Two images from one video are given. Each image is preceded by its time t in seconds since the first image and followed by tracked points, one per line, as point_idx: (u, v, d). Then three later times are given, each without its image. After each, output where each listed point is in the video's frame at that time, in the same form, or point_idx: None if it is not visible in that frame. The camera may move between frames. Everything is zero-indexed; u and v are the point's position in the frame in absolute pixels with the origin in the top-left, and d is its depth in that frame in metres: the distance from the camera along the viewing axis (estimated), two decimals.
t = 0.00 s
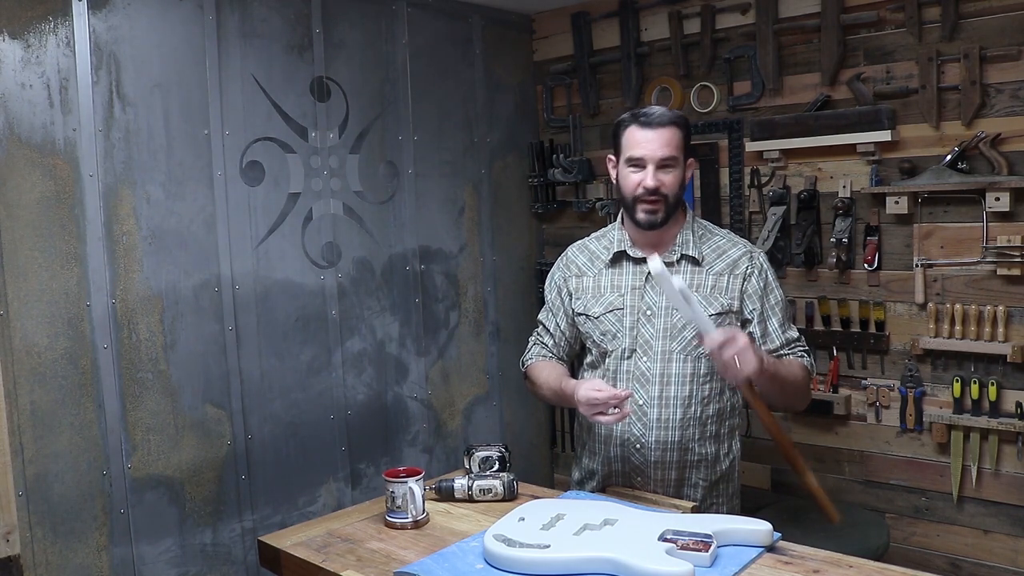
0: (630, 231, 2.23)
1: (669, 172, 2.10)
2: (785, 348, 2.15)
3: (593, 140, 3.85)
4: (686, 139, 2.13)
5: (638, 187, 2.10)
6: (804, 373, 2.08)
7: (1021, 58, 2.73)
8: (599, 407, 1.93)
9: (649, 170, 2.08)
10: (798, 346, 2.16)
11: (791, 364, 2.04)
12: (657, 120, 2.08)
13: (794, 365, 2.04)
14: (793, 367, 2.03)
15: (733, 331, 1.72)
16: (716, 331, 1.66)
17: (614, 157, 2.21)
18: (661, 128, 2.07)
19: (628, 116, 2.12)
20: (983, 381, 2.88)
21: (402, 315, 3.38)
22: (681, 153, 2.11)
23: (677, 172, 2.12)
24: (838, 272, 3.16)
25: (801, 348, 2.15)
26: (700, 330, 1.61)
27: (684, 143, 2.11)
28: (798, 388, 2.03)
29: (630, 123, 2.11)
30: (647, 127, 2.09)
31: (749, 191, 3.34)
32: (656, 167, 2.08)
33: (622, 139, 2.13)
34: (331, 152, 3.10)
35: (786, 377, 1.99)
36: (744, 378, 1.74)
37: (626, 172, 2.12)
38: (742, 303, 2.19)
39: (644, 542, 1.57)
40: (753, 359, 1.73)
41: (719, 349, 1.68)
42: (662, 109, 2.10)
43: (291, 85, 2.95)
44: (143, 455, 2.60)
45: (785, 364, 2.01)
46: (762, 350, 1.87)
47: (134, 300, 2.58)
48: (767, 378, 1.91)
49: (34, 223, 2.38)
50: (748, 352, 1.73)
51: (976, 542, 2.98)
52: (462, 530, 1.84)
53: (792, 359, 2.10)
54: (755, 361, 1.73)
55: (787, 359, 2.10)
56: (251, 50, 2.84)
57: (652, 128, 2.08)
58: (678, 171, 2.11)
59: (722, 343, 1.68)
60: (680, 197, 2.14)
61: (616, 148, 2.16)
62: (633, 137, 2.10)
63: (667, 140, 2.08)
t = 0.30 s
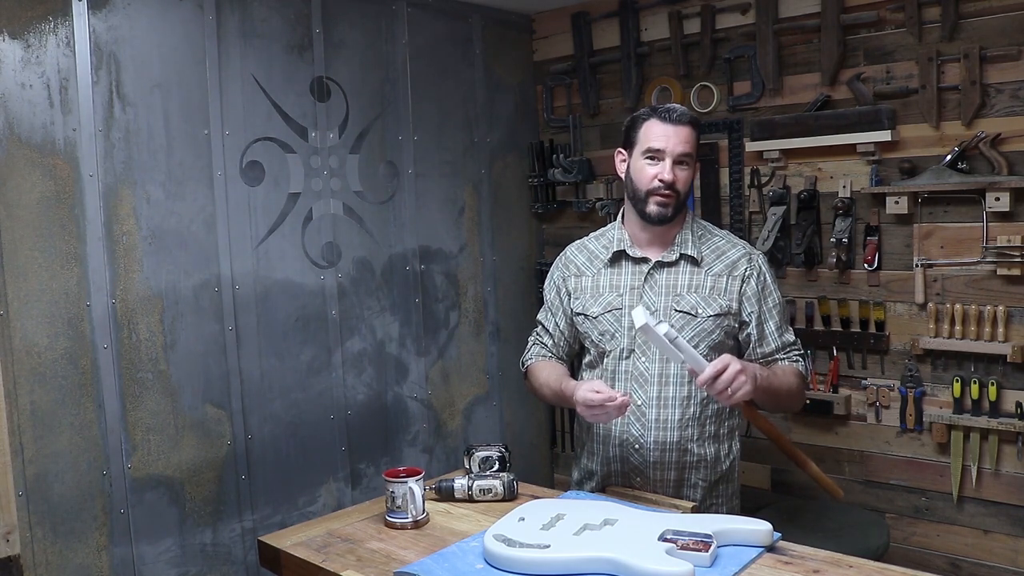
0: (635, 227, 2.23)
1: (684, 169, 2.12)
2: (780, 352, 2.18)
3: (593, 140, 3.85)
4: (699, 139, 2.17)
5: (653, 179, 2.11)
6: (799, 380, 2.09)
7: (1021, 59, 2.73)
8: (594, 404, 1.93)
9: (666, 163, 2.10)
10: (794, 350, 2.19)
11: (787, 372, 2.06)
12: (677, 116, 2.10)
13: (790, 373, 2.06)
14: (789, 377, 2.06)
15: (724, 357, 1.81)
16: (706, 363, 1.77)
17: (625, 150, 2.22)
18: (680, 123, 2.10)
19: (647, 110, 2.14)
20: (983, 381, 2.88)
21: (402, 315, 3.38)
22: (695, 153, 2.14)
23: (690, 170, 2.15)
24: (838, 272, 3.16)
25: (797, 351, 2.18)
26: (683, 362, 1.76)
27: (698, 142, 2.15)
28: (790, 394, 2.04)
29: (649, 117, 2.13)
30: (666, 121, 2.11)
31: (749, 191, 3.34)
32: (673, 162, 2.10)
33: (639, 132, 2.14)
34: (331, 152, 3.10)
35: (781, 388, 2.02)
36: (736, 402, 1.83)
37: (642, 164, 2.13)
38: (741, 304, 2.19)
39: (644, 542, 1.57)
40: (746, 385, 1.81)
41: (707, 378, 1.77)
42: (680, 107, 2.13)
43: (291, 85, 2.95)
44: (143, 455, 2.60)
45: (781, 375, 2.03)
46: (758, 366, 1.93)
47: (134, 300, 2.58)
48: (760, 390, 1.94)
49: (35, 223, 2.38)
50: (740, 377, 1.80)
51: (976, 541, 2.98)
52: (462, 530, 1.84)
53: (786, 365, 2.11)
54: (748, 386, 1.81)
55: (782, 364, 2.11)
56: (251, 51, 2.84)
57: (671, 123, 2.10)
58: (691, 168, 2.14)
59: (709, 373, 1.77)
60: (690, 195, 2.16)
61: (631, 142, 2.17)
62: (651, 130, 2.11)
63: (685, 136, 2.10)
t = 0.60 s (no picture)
0: (637, 229, 2.23)
1: (686, 172, 2.12)
2: (782, 353, 2.18)
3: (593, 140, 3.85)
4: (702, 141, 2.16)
5: (655, 183, 2.11)
6: (800, 380, 2.09)
7: (1021, 59, 2.73)
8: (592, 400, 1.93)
9: (668, 167, 2.10)
10: (795, 351, 2.19)
11: (789, 373, 2.06)
12: (679, 118, 2.10)
13: (791, 374, 2.06)
14: (791, 377, 2.06)
15: (730, 357, 1.81)
16: (712, 364, 1.75)
17: (627, 152, 2.22)
18: (682, 126, 2.09)
19: (650, 112, 2.13)
20: (983, 381, 2.88)
21: (403, 315, 3.38)
22: (697, 155, 2.14)
23: (692, 172, 2.14)
24: (838, 272, 3.16)
25: (798, 352, 2.19)
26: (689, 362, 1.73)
27: (700, 144, 2.15)
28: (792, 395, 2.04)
29: (652, 119, 2.12)
30: (668, 124, 2.10)
31: (749, 191, 3.35)
32: (675, 165, 2.10)
33: (641, 135, 2.14)
34: (331, 152, 3.10)
35: (784, 388, 2.01)
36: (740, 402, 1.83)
37: (644, 167, 2.13)
38: (743, 304, 2.20)
39: (644, 542, 1.57)
40: (750, 385, 1.82)
41: (713, 378, 1.77)
42: (683, 109, 2.13)
43: (291, 85, 2.95)
44: (143, 455, 2.60)
45: (784, 375, 2.03)
46: (761, 365, 1.94)
47: (134, 300, 2.58)
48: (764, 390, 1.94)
49: (35, 223, 2.38)
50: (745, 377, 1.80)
51: (976, 541, 2.98)
52: (462, 530, 1.84)
53: (788, 365, 2.11)
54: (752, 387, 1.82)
55: (784, 364, 2.11)
56: (251, 50, 2.84)
57: (673, 126, 2.10)
58: (694, 170, 2.14)
59: (715, 374, 1.77)
60: (693, 197, 2.16)
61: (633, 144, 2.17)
62: (653, 133, 2.11)
63: (687, 139, 2.10)
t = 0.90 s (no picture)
0: (637, 230, 2.23)
1: (684, 172, 2.11)
2: (782, 354, 2.18)
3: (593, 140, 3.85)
4: (701, 140, 2.15)
5: (653, 184, 2.11)
6: (800, 380, 2.09)
7: (1021, 58, 2.73)
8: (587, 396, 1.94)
9: (666, 168, 2.10)
10: (795, 351, 2.19)
11: (789, 373, 2.06)
12: (677, 119, 2.09)
13: (791, 374, 2.06)
14: (791, 377, 2.06)
15: (726, 356, 1.81)
16: (709, 361, 1.75)
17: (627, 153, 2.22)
18: (680, 127, 2.09)
19: (648, 113, 2.13)
20: (983, 381, 2.88)
21: (403, 315, 3.38)
22: (696, 156, 2.14)
23: (691, 173, 2.14)
24: (838, 272, 3.16)
25: (798, 353, 2.19)
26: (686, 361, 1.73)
27: (699, 144, 2.14)
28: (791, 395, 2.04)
29: (650, 120, 2.12)
30: (666, 125, 2.10)
31: (749, 191, 3.35)
32: (673, 166, 2.10)
33: (640, 136, 2.14)
34: (331, 152, 3.10)
35: (784, 388, 2.01)
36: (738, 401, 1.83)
37: (642, 168, 2.13)
38: (743, 305, 2.20)
39: (644, 542, 1.57)
40: (748, 384, 1.81)
41: (709, 377, 1.77)
42: (681, 109, 2.12)
43: (291, 85, 2.95)
44: (143, 455, 2.60)
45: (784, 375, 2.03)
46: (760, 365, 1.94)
47: (134, 300, 2.58)
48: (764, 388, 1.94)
49: (35, 223, 2.38)
50: (742, 377, 1.80)
51: (976, 541, 2.98)
52: (462, 530, 1.84)
53: (789, 365, 2.11)
54: (750, 385, 1.82)
55: (785, 364, 2.11)
56: (251, 51, 2.84)
57: (671, 127, 2.09)
58: (692, 170, 2.13)
59: (711, 372, 1.76)
60: (692, 197, 2.16)
61: (632, 146, 2.17)
62: (651, 134, 2.11)
63: (685, 140, 2.09)
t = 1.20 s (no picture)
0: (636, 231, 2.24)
1: (677, 172, 2.11)
2: (786, 350, 2.14)
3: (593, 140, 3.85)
4: (694, 139, 2.15)
5: (645, 186, 2.11)
6: (804, 374, 2.07)
7: (1021, 58, 2.73)
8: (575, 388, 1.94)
9: (657, 169, 2.09)
10: (798, 348, 2.15)
11: (793, 363, 2.03)
12: (666, 120, 2.10)
13: (796, 366, 2.04)
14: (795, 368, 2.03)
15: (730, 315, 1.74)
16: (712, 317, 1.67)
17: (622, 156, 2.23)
18: (669, 127, 2.09)
19: (638, 115, 2.14)
20: (983, 381, 2.88)
21: (403, 315, 3.38)
22: (689, 154, 2.13)
23: (685, 172, 2.13)
24: (838, 272, 3.16)
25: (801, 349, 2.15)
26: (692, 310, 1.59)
27: (691, 143, 2.13)
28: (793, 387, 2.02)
29: (640, 123, 2.13)
30: (656, 126, 2.10)
31: (749, 191, 3.35)
32: (664, 166, 2.09)
33: (631, 139, 2.15)
34: (331, 152, 3.10)
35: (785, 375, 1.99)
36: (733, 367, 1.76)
37: (634, 171, 2.13)
38: (744, 303, 2.19)
39: (644, 542, 1.57)
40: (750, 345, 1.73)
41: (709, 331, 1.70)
42: (671, 110, 2.12)
43: (291, 85, 2.95)
44: (143, 455, 2.60)
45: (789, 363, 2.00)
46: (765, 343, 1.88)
47: (134, 300, 2.58)
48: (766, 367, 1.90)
49: (35, 223, 2.38)
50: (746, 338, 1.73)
51: (976, 542, 2.98)
52: (462, 530, 1.84)
53: (793, 359, 2.09)
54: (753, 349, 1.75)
55: (790, 358, 2.09)
56: (251, 50, 2.84)
57: (660, 128, 2.10)
58: (685, 170, 2.12)
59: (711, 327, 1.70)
60: (687, 197, 2.15)
61: (624, 149, 2.18)
62: (641, 136, 2.11)
63: (676, 140, 2.09)
